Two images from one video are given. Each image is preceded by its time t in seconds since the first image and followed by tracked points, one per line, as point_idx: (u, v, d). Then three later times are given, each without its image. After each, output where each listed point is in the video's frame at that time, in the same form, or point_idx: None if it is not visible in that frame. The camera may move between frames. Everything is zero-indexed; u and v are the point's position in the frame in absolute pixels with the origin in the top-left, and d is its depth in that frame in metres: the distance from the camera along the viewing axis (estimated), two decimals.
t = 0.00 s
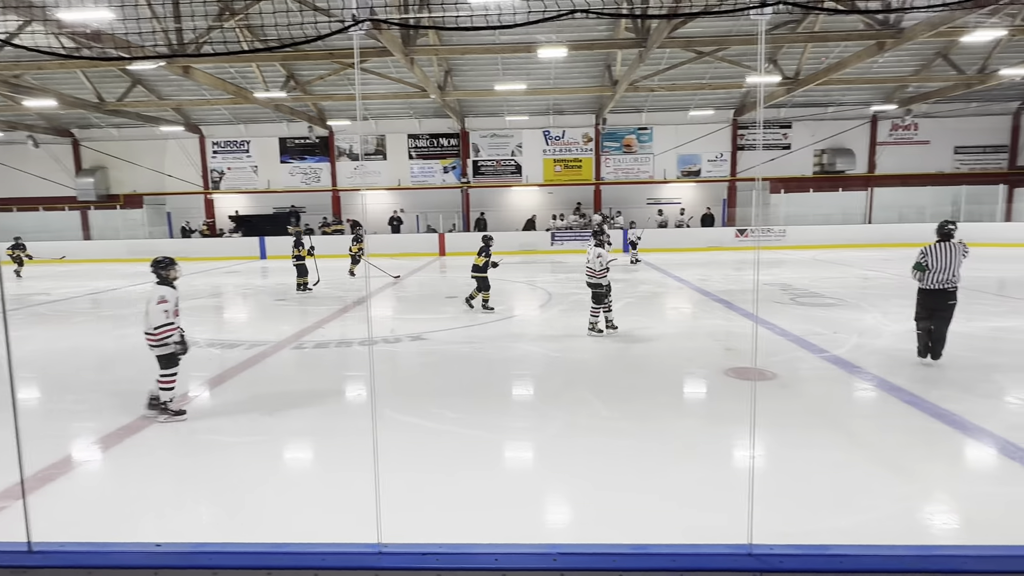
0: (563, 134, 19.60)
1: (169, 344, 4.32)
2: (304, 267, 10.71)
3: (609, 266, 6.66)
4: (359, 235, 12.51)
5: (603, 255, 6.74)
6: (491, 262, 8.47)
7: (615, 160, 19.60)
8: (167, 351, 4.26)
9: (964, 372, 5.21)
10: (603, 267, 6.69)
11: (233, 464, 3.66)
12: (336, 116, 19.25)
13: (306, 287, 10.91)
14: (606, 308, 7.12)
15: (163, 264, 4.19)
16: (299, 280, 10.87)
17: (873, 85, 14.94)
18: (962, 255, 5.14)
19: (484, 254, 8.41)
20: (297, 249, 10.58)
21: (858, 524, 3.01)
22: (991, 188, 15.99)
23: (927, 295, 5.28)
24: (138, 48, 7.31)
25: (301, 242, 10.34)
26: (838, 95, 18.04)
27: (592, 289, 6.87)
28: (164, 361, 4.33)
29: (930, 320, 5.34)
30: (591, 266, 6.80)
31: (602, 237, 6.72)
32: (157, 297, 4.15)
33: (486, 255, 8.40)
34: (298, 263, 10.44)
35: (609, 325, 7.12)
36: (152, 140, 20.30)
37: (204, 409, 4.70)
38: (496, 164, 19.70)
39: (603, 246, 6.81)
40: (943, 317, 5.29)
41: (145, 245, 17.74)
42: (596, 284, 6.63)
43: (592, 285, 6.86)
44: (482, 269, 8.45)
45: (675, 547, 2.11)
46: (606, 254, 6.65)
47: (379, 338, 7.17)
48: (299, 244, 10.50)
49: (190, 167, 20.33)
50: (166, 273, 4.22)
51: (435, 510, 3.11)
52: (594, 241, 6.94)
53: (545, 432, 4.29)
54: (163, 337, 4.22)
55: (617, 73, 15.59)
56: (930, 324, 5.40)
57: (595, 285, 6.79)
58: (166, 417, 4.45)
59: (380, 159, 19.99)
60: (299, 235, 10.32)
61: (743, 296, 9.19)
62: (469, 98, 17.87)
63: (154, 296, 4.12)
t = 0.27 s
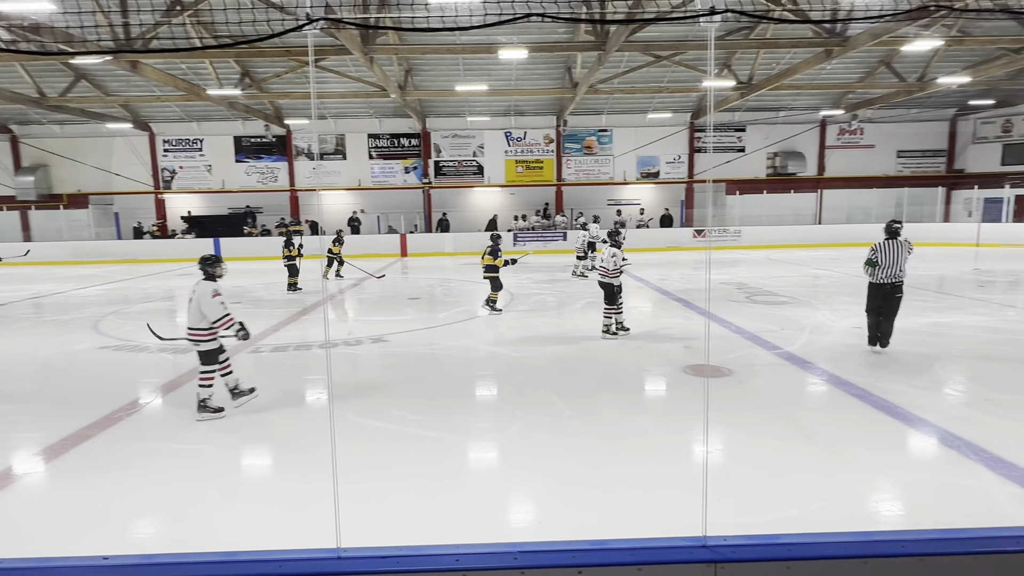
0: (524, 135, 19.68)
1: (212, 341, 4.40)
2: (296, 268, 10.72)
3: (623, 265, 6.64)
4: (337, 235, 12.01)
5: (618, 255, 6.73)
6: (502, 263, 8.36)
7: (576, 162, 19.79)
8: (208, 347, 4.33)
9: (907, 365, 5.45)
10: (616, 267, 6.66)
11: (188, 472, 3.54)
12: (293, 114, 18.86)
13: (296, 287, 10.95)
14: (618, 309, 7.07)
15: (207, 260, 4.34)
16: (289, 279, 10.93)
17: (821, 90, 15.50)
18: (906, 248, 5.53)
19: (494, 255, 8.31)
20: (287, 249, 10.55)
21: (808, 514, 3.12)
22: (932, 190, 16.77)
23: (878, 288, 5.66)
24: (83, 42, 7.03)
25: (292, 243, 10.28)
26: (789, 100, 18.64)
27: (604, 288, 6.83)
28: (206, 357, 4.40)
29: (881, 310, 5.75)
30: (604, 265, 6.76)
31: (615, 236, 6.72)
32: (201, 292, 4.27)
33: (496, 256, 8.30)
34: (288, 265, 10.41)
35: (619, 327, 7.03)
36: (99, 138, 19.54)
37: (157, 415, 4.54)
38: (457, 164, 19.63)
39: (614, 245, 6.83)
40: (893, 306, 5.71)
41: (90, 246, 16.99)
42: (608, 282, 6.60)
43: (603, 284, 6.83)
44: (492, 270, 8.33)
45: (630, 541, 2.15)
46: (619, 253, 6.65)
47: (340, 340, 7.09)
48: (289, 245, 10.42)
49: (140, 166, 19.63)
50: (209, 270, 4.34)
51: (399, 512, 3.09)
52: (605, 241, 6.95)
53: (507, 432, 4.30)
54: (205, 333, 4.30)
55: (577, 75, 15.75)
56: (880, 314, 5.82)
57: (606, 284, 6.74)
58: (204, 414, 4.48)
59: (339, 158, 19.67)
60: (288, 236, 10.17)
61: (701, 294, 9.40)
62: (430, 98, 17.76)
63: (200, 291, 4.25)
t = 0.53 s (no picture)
0: (487, 136, 19.67)
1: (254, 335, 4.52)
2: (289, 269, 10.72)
3: (635, 264, 6.74)
4: (325, 236, 11.85)
5: (630, 255, 6.81)
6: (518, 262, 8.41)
7: (538, 163, 19.90)
8: (250, 342, 4.46)
9: (855, 360, 5.67)
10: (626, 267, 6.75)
11: (141, 483, 3.42)
12: (250, 113, 18.40)
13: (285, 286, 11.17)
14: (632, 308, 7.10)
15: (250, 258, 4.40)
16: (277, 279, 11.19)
17: (774, 95, 15.98)
18: (855, 247, 6.08)
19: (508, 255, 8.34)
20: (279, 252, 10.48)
21: (764, 506, 3.22)
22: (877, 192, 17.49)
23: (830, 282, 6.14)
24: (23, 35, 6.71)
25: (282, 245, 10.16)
26: (744, 104, 19.15)
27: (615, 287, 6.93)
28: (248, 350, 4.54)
29: (831, 302, 6.20)
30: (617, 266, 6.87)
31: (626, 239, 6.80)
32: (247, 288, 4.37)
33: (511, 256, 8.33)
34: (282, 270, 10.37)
35: (632, 328, 7.00)
36: (42, 136, 18.81)
37: (106, 425, 4.37)
38: (419, 166, 19.47)
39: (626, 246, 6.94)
40: (841, 301, 6.18)
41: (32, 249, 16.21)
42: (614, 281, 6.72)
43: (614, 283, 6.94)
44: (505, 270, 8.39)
45: (590, 538, 2.17)
46: (629, 253, 6.72)
47: (299, 345, 6.95)
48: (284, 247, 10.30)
49: (86, 166, 18.82)
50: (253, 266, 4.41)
51: (362, 517, 3.05)
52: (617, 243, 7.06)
53: (472, 434, 4.29)
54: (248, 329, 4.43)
55: (538, 77, 15.83)
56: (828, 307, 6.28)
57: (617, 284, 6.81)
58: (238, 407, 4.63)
59: (298, 159, 19.29)
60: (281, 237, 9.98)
61: (661, 294, 9.57)
62: (391, 99, 17.59)
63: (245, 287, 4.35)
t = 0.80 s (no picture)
0: (450, 138, 19.60)
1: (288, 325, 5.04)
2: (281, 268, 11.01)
3: (640, 260, 6.96)
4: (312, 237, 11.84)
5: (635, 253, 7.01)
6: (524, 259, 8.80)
7: (502, 165, 19.93)
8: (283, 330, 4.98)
9: (808, 357, 5.86)
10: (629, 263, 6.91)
11: (92, 496, 3.30)
12: (206, 112, 17.90)
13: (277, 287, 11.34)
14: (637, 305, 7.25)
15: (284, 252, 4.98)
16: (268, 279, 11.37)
17: (731, 100, 16.39)
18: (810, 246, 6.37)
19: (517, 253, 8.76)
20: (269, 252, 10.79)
21: (725, 502, 3.30)
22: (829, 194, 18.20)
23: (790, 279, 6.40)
24: None
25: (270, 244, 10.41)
26: (703, 108, 19.58)
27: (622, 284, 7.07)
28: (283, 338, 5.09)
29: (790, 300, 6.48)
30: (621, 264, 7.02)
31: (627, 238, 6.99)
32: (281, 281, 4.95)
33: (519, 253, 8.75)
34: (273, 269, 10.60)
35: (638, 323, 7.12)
36: None
37: (54, 436, 4.19)
38: (383, 167, 19.29)
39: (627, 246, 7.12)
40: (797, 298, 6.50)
41: None
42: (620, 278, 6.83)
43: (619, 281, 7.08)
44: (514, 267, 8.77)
45: (553, 538, 2.19)
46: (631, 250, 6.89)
47: (259, 349, 6.81)
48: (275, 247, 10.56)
49: (30, 165, 17.97)
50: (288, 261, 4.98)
51: (326, 524, 3.00)
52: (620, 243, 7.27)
53: (437, 437, 4.27)
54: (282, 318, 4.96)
55: (501, 80, 15.85)
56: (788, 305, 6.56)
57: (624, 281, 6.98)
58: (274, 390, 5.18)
59: (257, 160, 18.87)
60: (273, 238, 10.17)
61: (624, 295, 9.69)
62: (353, 99, 17.36)
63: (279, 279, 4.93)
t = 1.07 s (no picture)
0: (416, 139, 19.48)
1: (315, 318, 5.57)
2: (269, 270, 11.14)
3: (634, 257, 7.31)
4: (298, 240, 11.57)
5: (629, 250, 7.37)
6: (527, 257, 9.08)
7: (469, 167, 19.89)
8: (308, 322, 5.53)
9: (767, 355, 6.02)
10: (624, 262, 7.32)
11: (43, 510, 3.16)
12: (162, 112, 17.39)
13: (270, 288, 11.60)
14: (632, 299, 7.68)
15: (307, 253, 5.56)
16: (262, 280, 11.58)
17: (693, 104, 16.72)
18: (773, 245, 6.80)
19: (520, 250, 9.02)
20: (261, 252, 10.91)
21: (690, 497, 3.36)
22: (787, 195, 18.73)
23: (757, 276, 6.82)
24: None
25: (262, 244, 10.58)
26: (666, 111, 19.92)
27: (616, 280, 7.50)
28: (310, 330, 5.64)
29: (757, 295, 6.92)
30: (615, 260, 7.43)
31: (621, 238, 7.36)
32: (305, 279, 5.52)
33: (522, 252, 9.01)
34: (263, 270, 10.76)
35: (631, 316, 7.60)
36: None
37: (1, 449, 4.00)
38: (347, 168, 19.04)
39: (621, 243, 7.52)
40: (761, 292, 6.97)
41: None
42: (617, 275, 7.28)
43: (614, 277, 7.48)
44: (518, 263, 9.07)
45: (518, 539, 2.21)
46: (627, 249, 7.28)
47: (220, 355, 6.64)
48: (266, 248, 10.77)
49: None
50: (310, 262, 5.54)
51: (290, 532, 2.95)
52: (615, 240, 7.66)
53: (404, 441, 4.24)
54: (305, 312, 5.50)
55: (467, 81, 15.82)
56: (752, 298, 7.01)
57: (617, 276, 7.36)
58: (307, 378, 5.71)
59: (217, 160, 18.42)
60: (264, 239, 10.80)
61: (590, 295, 9.79)
62: (316, 99, 17.10)
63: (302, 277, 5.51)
